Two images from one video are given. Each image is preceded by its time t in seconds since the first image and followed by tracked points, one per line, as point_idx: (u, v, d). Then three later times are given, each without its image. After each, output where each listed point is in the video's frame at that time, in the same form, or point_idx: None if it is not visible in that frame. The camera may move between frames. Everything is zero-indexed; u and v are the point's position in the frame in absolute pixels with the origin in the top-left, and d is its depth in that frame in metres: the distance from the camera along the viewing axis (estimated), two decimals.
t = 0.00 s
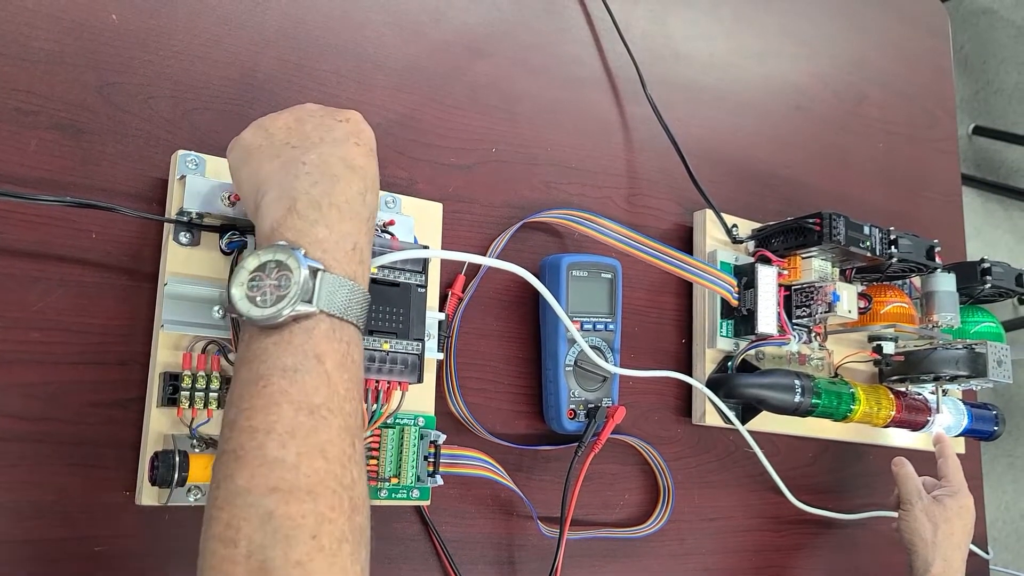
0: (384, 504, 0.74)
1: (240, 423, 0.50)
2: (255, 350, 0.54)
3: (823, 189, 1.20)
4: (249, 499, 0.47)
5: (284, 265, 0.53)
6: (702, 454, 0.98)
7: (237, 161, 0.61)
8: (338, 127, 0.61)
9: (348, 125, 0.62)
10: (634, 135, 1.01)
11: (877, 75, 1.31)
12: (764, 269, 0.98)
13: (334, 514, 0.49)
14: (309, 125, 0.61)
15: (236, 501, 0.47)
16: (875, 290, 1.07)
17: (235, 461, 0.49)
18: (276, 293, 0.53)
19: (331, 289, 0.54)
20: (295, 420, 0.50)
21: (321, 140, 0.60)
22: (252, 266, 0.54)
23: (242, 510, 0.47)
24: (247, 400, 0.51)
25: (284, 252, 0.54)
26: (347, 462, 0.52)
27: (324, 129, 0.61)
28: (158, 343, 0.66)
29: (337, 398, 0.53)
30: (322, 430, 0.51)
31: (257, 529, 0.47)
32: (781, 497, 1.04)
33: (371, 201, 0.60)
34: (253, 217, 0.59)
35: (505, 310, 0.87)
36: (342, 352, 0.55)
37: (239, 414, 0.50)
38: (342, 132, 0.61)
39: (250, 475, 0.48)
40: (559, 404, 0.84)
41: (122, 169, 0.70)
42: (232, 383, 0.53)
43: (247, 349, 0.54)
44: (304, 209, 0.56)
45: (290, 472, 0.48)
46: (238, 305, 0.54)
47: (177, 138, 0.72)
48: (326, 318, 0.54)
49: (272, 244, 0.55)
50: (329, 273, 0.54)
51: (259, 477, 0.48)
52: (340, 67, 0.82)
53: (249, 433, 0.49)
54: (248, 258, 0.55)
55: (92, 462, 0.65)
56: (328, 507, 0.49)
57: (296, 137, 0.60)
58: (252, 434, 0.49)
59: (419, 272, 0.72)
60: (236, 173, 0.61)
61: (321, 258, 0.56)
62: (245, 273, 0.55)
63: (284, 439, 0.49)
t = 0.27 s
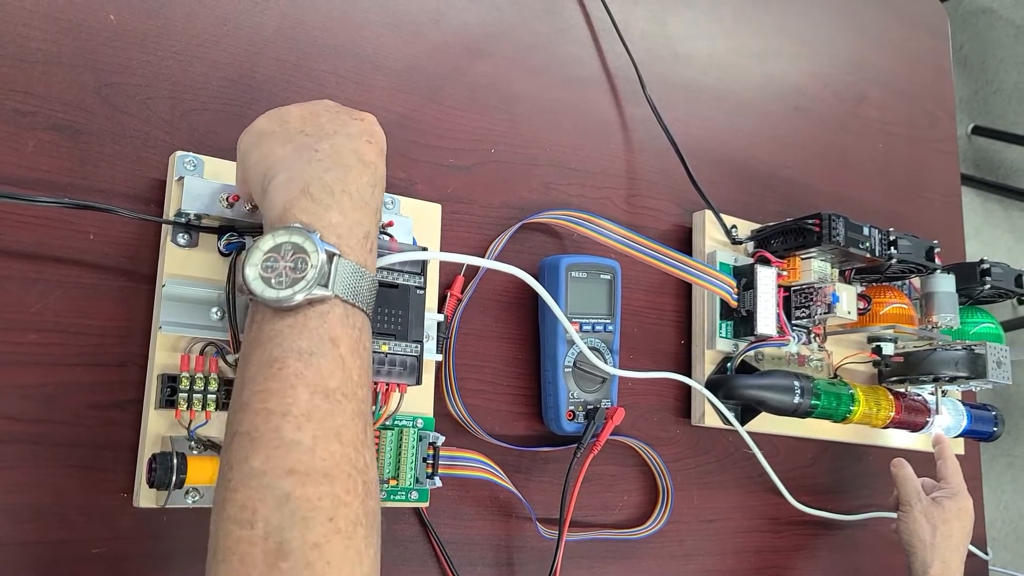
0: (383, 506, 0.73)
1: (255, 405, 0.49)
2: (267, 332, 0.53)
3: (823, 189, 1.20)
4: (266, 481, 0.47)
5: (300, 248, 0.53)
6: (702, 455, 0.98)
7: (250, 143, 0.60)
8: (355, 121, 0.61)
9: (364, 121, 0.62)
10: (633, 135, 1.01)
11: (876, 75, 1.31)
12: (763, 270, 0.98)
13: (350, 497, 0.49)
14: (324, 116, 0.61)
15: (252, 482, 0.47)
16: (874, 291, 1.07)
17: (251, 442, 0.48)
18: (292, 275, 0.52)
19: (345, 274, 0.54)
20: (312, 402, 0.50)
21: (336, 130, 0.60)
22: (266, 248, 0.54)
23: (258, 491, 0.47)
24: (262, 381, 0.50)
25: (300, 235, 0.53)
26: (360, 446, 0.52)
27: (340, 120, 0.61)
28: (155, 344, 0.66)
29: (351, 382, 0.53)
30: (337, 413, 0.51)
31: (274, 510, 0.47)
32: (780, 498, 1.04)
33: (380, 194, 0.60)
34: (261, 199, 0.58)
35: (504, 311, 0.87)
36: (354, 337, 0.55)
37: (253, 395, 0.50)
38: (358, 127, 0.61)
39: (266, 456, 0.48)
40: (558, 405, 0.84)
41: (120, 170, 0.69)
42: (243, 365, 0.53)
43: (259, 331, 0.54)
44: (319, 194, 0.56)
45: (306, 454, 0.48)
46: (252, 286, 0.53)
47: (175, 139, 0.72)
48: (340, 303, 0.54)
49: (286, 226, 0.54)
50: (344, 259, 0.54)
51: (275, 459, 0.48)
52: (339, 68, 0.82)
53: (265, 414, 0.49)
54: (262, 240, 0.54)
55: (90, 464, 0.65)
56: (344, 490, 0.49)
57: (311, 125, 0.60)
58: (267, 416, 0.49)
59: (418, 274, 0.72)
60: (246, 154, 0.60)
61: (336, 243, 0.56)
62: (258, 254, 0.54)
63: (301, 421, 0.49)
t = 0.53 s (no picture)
0: (381, 508, 0.73)
1: (234, 405, 0.49)
2: (246, 334, 0.53)
3: (822, 189, 1.20)
4: (244, 480, 0.47)
5: (277, 249, 0.53)
6: (700, 456, 0.98)
7: (244, 142, 0.60)
8: (348, 124, 0.61)
9: (359, 124, 0.61)
10: (632, 136, 1.01)
11: (876, 75, 1.31)
12: (762, 270, 0.98)
13: (330, 495, 0.49)
14: (317, 117, 0.61)
15: (231, 482, 0.47)
16: (873, 292, 1.07)
17: (230, 442, 0.48)
18: (268, 276, 0.52)
19: (324, 273, 0.54)
20: (290, 402, 0.50)
21: (326, 132, 0.59)
22: (245, 250, 0.54)
23: (237, 491, 0.47)
24: (241, 382, 0.50)
25: (277, 237, 0.53)
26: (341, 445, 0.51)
27: (332, 123, 0.60)
28: (153, 346, 0.66)
29: (330, 381, 0.52)
30: (316, 412, 0.50)
31: (253, 510, 0.46)
32: (779, 499, 1.03)
33: (366, 196, 0.60)
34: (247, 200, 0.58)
35: (502, 311, 0.87)
36: (335, 336, 0.54)
37: (232, 396, 0.50)
38: (351, 130, 0.60)
39: (245, 456, 0.48)
40: (556, 406, 0.84)
41: (118, 171, 0.69)
42: (224, 366, 0.53)
43: (239, 331, 0.54)
44: (299, 196, 0.56)
45: (285, 454, 0.48)
46: (231, 288, 0.53)
47: (173, 140, 0.72)
48: (320, 303, 0.54)
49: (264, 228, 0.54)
50: (322, 259, 0.54)
51: (254, 459, 0.47)
52: (337, 68, 0.82)
53: (243, 415, 0.49)
54: (241, 242, 0.55)
55: (86, 466, 0.65)
56: (324, 488, 0.49)
57: (303, 126, 0.60)
58: (246, 416, 0.49)
59: (416, 275, 0.72)
60: (239, 153, 0.60)
61: (313, 244, 0.55)
62: (238, 257, 0.54)
63: (279, 421, 0.49)
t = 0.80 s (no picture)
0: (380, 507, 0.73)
1: (268, 396, 0.49)
2: (281, 326, 0.53)
3: (823, 188, 1.19)
4: (278, 471, 0.47)
5: (321, 245, 0.53)
6: (701, 455, 0.98)
7: (275, 140, 0.61)
8: (380, 130, 0.62)
9: (390, 130, 0.62)
10: (632, 134, 1.00)
11: (876, 74, 1.30)
12: (762, 269, 0.98)
13: (360, 492, 0.49)
14: (350, 121, 0.62)
15: (264, 472, 0.47)
16: (874, 290, 1.07)
17: (264, 433, 0.48)
18: (311, 271, 0.52)
19: (363, 273, 0.54)
20: (326, 397, 0.50)
21: (361, 135, 0.60)
22: (286, 243, 0.54)
23: (270, 482, 0.47)
24: (277, 374, 0.50)
25: (321, 233, 0.54)
26: (371, 443, 0.52)
27: (366, 127, 0.61)
28: (152, 345, 0.66)
29: (364, 379, 0.53)
30: (351, 409, 0.51)
31: (286, 501, 0.46)
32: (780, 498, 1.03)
33: (398, 202, 0.61)
34: (282, 197, 0.58)
35: (503, 311, 0.87)
36: (369, 336, 0.55)
37: (266, 387, 0.50)
38: (383, 134, 0.61)
39: (279, 447, 0.47)
40: (556, 405, 0.83)
41: (116, 170, 0.69)
42: (257, 357, 0.52)
43: (275, 324, 0.54)
44: (341, 195, 0.56)
45: (319, 448, 0.48)
46: (271, 280, 0.53)
47: (171, 138, 0.72)
48: (357, 303, 0.55)
49: (306, 223, 0.54)
50: (362, 258, 0.55)
51: (288, 451, 0.47)
52: (336, 67, 0.81)
53: (279, 406, 0.49)
54: (282, 236, 0.54)
55: (85, 465, 0.65)
56: (355, 485, 0.49)
57: (337, 128, 0.60)
58: (281, 408, 0.49)
59: (416, 274, 0.72)
60: (271, 151, 0.60)
61: (355, 243, 0.56)
62: (278, 249, 0.54)
63: (315, 414, 0.49)
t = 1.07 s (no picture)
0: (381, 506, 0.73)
1: (270, 397, 0.49)
2: (282, 326, 0.53)
3: (823, 187, 1.19)
4: (283, 471, 0.47)
5: (321, 246, 0.53)
6: (701, 454, 0.97)
7: (280, 137, 0.61)
8: (386, 134, 0.62)
9: (396, 135, 0.63)
10: (632, 134, 1.00)
11: (877, 73, 1.30)
12: (763, 269, 0.98)
13: (365, 492, 0.49)
14: (356, 123, 0.62)
15: (269, 472, 0.47)
16: (875, 290, 1.07)
17: (267, 433, 0.48)
18: (311, 271, 0.52)
19: (363, 274, 0.55)
20: (329, 397, 0.50)
21: (366, 139, 0.60)
22: (286, 244, 0.54)
23: (275, 482, 0.46)
24: (279, 374, 0.50)
25: (321, 234, 0.54)
26: (373, 443, 0.52)
27: (371, 130, 0.61)
28: (152, 345, 0.66)
29: (365, 379, 0.53)
30: (353, 409, 0.51)
31: (291, 501, 0.46)
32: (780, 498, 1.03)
33: (398, 207, 0.61)
34: (281, 194, 0.58)
35: (503, 311, 0.87)
36: (369, 337, 0.55)
37: (268, 387, 0.50)
38: (389, 139, 0.62)
39: (283, 447, 0.47)
40: (556, 404, 0.83)
41: (116, 169, 0.69)
42: (257, 358, 0.52)
43: (275, 325, 0.53)
44: (340, 197, 0.56)
45: (323, 447, 0.48)
46: (271, 280, 0.53)
47: (171, 138, 0.72)
48: (357, 304, 0.55)
49: (305, 224, 0.54)
50: (362, 260, 0.55)
51: (292, 451, 0.47)
52: (336, 66, 0.81)
53: (282, 407, 0.49)
54: (282, 236, 0.54)
55: (86, 465, 0.65)
56: (359, 485, 0.49)
57: (343, 129, 0.61)
58: (284, 408, 0.48)
59: (416, 273, 0.72)
60: (275, 148, 0.60)
61: (353, 244, 0.56)
62: (278, 249, 0.54)
63: (318, 414, 0.49)
